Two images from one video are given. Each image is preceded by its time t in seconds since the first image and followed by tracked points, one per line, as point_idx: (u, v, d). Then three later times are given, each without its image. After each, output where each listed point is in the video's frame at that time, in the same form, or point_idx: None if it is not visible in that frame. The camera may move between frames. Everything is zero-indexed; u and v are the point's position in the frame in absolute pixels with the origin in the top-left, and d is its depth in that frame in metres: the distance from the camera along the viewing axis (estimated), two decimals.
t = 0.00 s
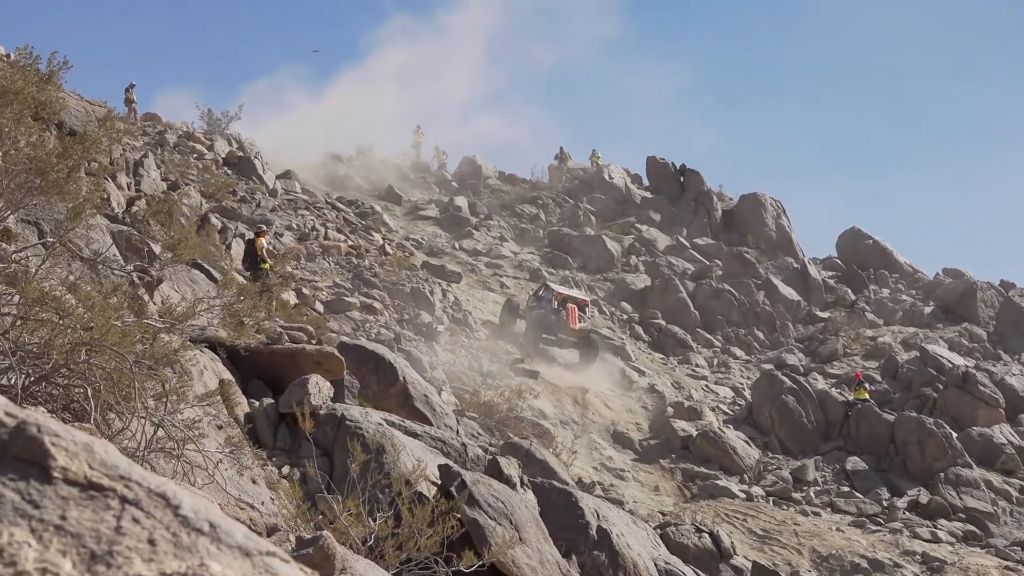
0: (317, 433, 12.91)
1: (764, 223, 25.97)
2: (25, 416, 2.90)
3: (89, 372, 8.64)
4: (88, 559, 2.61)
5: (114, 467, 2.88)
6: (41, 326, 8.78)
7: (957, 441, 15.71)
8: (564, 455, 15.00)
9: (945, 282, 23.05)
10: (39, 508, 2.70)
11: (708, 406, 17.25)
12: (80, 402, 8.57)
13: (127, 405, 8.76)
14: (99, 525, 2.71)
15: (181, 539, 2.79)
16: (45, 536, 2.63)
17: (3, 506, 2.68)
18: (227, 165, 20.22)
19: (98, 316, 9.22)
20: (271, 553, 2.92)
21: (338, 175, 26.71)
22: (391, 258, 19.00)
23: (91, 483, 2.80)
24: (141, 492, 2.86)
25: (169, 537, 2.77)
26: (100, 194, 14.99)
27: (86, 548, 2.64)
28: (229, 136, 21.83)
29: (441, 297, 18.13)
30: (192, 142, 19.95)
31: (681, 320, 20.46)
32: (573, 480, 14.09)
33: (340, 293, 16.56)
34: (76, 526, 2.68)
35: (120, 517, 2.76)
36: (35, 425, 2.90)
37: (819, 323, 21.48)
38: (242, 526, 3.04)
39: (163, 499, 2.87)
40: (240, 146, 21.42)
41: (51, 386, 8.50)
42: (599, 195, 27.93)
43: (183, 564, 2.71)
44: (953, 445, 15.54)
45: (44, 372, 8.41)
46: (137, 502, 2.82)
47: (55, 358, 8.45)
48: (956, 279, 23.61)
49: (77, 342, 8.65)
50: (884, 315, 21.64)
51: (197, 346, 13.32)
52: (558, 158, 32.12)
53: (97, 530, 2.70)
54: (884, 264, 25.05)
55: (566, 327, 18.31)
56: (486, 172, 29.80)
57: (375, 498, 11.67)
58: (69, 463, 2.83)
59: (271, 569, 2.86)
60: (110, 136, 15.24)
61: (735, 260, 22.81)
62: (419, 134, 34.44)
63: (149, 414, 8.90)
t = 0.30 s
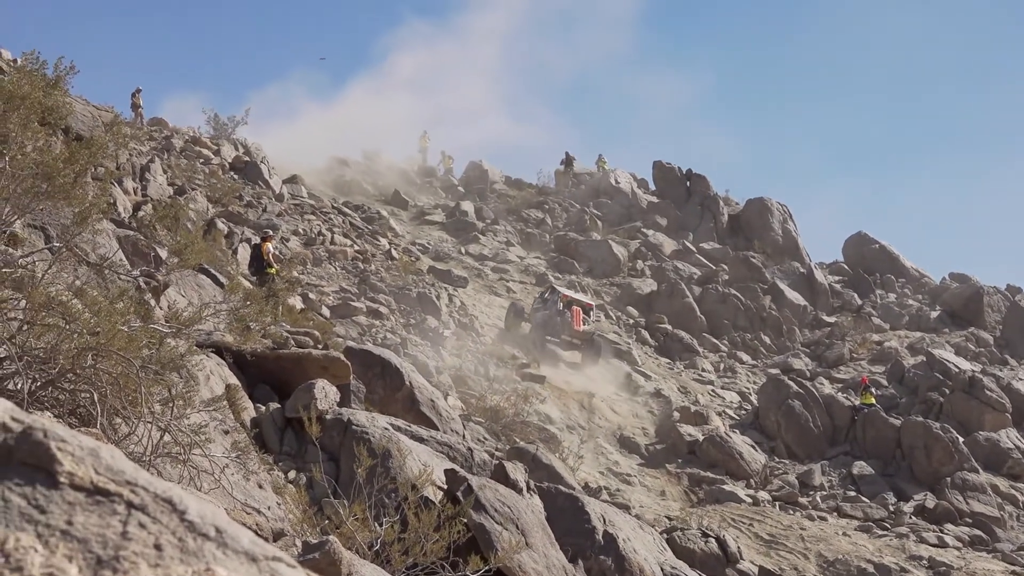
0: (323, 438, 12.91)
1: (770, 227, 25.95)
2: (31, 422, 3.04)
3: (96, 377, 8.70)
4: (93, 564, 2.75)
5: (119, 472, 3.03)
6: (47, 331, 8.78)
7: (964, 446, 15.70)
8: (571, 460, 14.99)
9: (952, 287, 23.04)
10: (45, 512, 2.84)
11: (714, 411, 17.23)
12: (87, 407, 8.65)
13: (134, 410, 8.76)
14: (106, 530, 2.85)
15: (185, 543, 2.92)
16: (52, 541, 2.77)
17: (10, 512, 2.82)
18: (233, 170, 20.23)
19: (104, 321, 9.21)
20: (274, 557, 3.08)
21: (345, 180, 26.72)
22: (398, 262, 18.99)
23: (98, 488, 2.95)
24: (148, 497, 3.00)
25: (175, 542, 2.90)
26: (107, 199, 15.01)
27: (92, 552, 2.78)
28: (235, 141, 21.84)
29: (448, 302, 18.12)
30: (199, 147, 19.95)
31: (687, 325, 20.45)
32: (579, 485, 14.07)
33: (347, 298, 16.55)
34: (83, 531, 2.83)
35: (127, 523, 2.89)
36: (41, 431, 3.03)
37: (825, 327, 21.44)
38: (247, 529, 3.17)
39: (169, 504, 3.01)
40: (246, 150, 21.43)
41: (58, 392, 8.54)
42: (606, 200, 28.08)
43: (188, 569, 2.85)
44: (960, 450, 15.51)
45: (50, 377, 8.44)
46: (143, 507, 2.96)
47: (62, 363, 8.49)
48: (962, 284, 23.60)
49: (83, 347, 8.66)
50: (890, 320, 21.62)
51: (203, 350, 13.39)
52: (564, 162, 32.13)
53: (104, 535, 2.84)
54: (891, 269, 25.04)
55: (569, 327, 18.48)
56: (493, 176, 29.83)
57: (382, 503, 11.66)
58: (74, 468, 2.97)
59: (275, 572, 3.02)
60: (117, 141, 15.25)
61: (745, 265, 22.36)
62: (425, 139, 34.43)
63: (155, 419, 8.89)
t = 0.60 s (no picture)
0: (326, 444, 12.92)
1: (774, 232, 25.92)
2: (34, 427, 2.99)
3: (99, 381, 8.67)
4: (96, 568, 2.73)
5: (121, 477, 2.99)
6: (50, 335, 8.73)
7: (969, 451, 15.66)
8: (574, 465, 14.95)
9: (957, 291, 23.00)
10: (47, 517, 2.81)
11: (718, 415, 17.18)
12: (90, 411, 8.60)
13: (136, 414, 8.72)
14: (107, 535, 2.82)
15: (188, 549, 2.88)
16: (53, 546, 2.74)
17: (12, 517, 2.78)
18: (237, 174, 20.19)
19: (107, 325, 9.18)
20: (277, 562, 3.03)
21: (349, 184, 26.68)
22: (402, 267, 18.97)
23: (99, 492, 2.91)
24: (149, 502, 2.96)
25: (177, 547, 2.87)
26: (110, 202, 15.00)
27: (94, 557, 2.75)
28: (238, 144, 21.82)
29: (451, 306, 18.10)
30: (202, 151, 19.92)
31: (691, 329, 20.42)
32: (583, 489, 14.04)
33: (350, 302, 16.51)
34: (84, 536, 2.79)
35: (129, 528, 2.86)
36: (44, 436, 2.98)
37: (830, 332, 21.40)
38: (249, 535, 3.13)
39: (171, 509, 2.97)
40: (250, 154, 21.41)
41: (61, 396, 8.51)
42: (610, 203, 28.13)
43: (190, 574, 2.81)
44: (965, 455, 15.47)
45: (54, 381, 8.41)
46: (145, 512, 2.93)
47: (65, 367, 8.46)
48: (967, 288, 23.58)
49: (86, 351, 8.65)
50: (895, 324, 21.57)
51: (207, 354, 13.33)
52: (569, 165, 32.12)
53: (106, 540, 2.81)
54: (896, 274, 25.04)
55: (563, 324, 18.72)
56: (497, 180, 29.82)
57: (385, 507, 11.63)
58: (76, 473, 2.92)
59: None
60: (120, 144, 15.23)
61: (750, 270, 22.36)
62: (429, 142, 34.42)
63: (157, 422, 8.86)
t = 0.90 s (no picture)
0: (326, 451, 12.59)
1: (782, 236, 25.63)
2: (28, 436, 3.08)
3: (95, 388, 8.37)
4: None
5: (116, 486, 3.07)
6: (45, 341, 8.48)
7: (980, 459, 15.35)
8: (578, 473, 14.66)
9: (968, 297, 22.71)
10: (41, 527, 2.90)
11: (725, 423, 16.85)
12: (85, 419, 8.28)
13: (132, 422, 8.46)
14: (102, 545, 2.92)
15: (182, 558, 2.97)
16: (47, 557, 2.84)
17: (6, 526, 2.89)
18: (235, 177, 19.91)
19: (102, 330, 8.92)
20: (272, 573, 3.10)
21: (348, 187, 26.37)
22: (402, 272, 18.65)
23: (94, 502, 3.00)
24: (144, 512, 3.05)
25: (173, 558, 2.96)
26: (106, 206, 14.73)
27: (88, 568, 2.85)
28: (236, 147, 21.52)
29: (453, 311, 17.81)
30: (200, 154, 19.62)
31: (698, 335, 20.15)
32: (587, 498, 13.74)
33: (350, 307, 16.21)
34: (79, 546, 2.89)
35: (124, 537, 2.95)
36: (39, 444, 3.07)
37: (839, 338, 21.07)
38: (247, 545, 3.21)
39: (167, 518, 3.06)
40: (248, 157, 21.13)
41: (56, 402, 8.20)
42: (615, 207, 27.94)
43: None
44: (976, 463, 15.17)
45: (49, 388, 8.11)
46: (140, 521, 3.01)
47: (61, 373, 8.16)
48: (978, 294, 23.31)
49: (82, 357, 8.35)
50: (905, 330, 21.34)
51: (204, 361, 13.07)
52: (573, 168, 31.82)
53: (100, 550, 2.90)
54: (906, 279, 24.85)
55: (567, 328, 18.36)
56: (499, 183, 29.54)
57: (386, 517, 11.36)
58: (70, 482, 3.01)
59: None
60: (116, 147, 14.96)
61: (757, 276, 22.05)
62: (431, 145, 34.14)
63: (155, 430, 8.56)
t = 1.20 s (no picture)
0: (321, 460, 12.12)
1: (792, 237, 25.11)
2: (15, 444, 3.08)
3: (84, 396, 7.91)
4: None
5: (105, 496, 3.07)
6: (31, 346, 7.99)
7: (996, 468, 14.82)
8: (581, 483, 14.17)
9: (983, 300, 22.22)
10: (26, 539, 2.92)
11: (733, 430, 16.33)
12: (75, 427, 7.85)
13: (123, 430, 7.97)
14: (90, 557, 2.93)
15: (173, 571, 2.97)
16: (34, 569, 2.86)
17: None
18: (227, 177, 19.45)
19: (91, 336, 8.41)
20: None
21: (344, 188, 25.85)
22: (401, 274, 18.15)
23: (81, 513, 3.00)
24: (134, 522, 3.05)
25: (161, 569, 2.96)
26: (94, 207, 14.27)
27: None
28: (229, 146, 21.03)
29: (453, 315, 17.33)
30: (191, 153, 19.14)
31: (704, 339, 19.71)
32: (591, 508, 13.25)
33: (347, 311, 15.72)
34: (66, 558, 2.91)
35: (112, 549, 2.96)
36: (25, 453, 3.08)
37: (850, 343, 20.56)
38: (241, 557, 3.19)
39: (156, 529, 3.05)
40: (242, 157, 20.64)
41: (43, 410, 7.78)
42: (619, 208, 27.55)
43: None
44: (992, 471, 14.66)
45: (35, 395, 7.67)
46: (129, 533, 3.01)
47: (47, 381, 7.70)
48: (993, 297, 22.85)
49: (69, 363, 7.88)
50: (919, 335, 20.92)
51: (196, 367, 12.65)
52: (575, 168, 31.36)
53: (88, 562, 2.92)
54: (919, 281, 24.46)
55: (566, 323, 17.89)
56: (500, 184, 29.08)
57: (383, 527, 10.98)
58: (57, 491, 3.02)
59: None
60: (104, 146, 14.51)
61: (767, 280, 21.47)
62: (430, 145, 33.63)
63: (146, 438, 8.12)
